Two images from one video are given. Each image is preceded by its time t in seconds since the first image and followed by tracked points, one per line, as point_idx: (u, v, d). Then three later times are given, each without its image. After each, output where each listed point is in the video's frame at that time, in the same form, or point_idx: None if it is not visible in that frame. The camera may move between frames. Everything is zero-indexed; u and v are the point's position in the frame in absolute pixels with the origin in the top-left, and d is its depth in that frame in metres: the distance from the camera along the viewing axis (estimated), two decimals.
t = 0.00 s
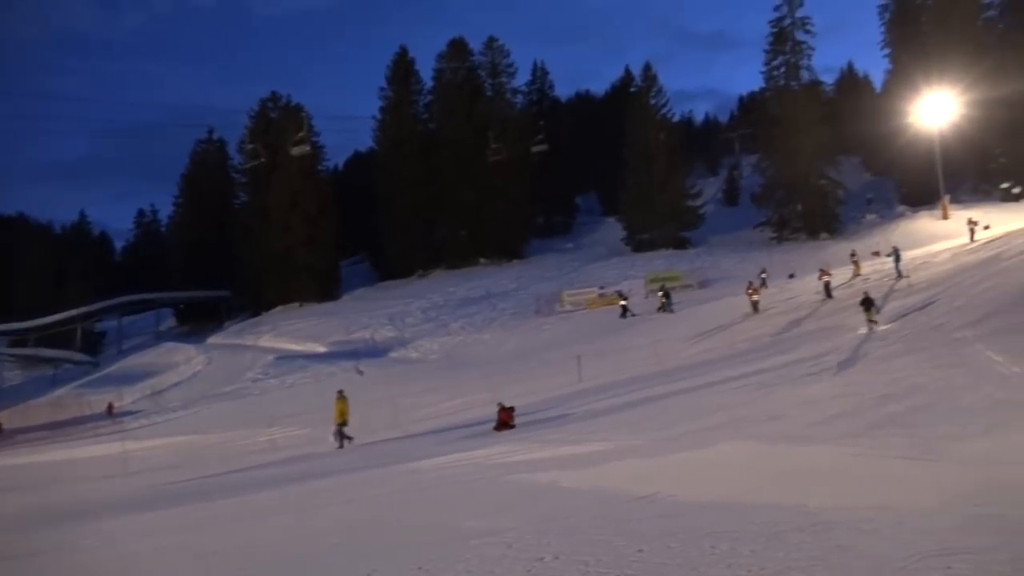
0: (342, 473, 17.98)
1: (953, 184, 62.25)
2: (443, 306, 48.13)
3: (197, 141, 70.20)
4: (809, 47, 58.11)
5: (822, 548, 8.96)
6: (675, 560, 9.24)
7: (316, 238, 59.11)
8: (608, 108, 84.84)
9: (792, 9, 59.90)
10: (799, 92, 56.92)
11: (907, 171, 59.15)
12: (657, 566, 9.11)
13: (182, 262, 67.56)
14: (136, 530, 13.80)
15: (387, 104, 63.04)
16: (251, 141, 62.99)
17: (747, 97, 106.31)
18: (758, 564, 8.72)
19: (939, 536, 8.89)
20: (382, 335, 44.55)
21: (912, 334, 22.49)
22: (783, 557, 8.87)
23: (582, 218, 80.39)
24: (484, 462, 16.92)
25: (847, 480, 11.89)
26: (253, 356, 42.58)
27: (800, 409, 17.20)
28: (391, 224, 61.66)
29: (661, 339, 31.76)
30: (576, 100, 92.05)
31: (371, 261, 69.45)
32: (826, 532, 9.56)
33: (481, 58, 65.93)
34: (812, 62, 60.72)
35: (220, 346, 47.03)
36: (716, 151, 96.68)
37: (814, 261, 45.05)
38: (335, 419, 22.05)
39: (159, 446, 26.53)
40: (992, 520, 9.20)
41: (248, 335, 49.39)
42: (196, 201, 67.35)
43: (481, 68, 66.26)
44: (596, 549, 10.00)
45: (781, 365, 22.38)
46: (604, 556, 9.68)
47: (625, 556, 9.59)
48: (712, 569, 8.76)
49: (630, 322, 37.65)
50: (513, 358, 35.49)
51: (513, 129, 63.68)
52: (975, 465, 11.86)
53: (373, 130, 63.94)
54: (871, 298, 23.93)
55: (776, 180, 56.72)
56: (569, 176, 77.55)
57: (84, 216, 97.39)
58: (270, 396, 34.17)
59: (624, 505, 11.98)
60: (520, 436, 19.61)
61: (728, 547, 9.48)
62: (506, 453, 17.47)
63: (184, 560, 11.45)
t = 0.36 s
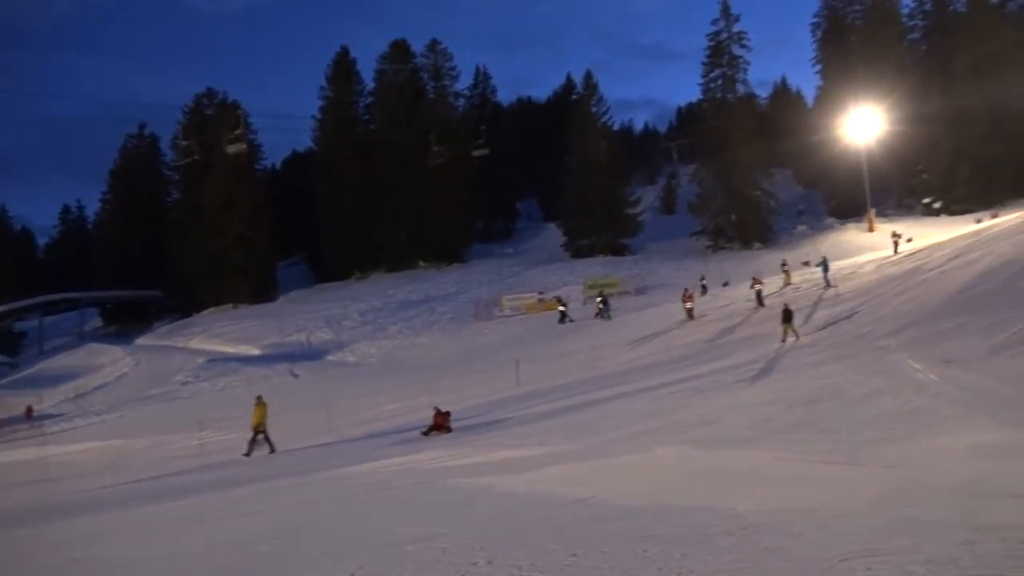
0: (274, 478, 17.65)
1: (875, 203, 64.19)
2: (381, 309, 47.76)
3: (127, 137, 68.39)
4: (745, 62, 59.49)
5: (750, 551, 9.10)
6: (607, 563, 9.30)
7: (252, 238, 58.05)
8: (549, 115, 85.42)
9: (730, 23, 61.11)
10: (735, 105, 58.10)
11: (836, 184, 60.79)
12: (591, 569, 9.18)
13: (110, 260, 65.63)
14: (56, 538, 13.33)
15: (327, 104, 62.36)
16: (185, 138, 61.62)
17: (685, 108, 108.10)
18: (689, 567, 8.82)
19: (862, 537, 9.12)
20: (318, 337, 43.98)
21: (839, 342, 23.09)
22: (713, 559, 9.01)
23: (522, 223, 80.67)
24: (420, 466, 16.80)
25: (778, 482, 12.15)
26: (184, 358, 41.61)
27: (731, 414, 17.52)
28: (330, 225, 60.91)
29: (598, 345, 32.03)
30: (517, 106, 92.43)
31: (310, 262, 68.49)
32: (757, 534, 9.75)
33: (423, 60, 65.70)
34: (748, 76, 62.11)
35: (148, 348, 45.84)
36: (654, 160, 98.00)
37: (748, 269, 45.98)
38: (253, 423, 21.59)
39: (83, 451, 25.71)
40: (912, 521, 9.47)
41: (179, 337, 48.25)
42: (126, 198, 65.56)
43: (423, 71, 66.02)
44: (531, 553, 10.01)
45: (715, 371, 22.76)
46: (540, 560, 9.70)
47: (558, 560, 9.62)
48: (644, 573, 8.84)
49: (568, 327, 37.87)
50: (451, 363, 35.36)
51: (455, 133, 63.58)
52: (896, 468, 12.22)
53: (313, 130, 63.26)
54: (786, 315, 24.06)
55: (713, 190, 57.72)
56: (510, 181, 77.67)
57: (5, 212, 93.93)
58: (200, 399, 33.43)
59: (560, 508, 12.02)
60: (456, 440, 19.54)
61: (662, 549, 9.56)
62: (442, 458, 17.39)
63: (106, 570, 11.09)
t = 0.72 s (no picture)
0: (207, 483, 17.28)
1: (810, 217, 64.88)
2: (322, 311, 47.21)
3: (61, 129, 66.59)
4: (690, 75, 60.70)
5: (684, 555, 9.22)
6: (547, 568, 9.32)
7: (190, 235, 56.85)
8: (497, 121, 85.71)
9: (676, 36, 62.09)
10: (679, 116, 59.41)
11: (775, 197, 61.99)
12: None
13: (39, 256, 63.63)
14: None
15: (271, 102, 61.63)
16: (121, 132, 60.23)
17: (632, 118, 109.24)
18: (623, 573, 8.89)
19: (793, 542, 9.30)
20: (257, 340, 43.27)
21: (776, 351, 23.55)
22: (648, 565, 9.09)
23: (468, 228, 80.56)
24: (358, 472, 16.62)
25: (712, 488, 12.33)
26: (116, 358, 40.55)
27: (670, 422, 17.73)
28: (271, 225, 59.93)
29: (541, 351, 32.14)
30: (465, 111, 92.60)
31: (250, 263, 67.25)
32: (690, 539, 9.86)
33: (370, 62, 65.35)
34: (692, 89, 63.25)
35: (78, 347, 44.55)
36: (600, 169, 98.73)
37: (689, 278, 46.63)
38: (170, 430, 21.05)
39: (5, 454, 24.86)
40: (841, 527, 9.69)
41: (111, 337, 47.01)
42: (58, 192, 63.73)
43: (370, 72, 65.69)
44: (466, 559, 9.96)
45: (654, 378, 23.01)
46: (475, 566, 9.67)
47: (495, 566, 9.61)
48: None
49: (511, 333, 37.92)
50: (393, 367, 35.09)
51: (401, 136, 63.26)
52: (827, 474, 12.50)
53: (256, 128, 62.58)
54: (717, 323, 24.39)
55: (656, 200, 58.39)
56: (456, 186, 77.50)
57: None
58: (132, 401, 32.61)
59: (498, 513, 12.01)
60: (395, 445, 19.38)
61: (597, 555, 9.61)
62: (381, 463, 17.22)
63: None
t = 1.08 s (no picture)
0: (143, 491, 16.90)
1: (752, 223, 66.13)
2: (266, 314, 46.57)
3: None
4: (637, 82, 61.53)
5: (627, 559, 9.32)
6: (490, 573, 9.34)
7: (129, 236, 55.60)
8: (445, 124, 85.68)
9: (623, 44, 62.85)
10: (626, 122, 60.24)
11: (719, 204, 62.91)
12: None
13: None
14: None
15: (214, 100, 60.53)
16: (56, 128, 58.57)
17: (580, 124, 109.97)
18: None
19: (732, 544, 9.47)
20: (198, 343, 42.49)
21: (718, 355, 23.96)
22: (592, 568, 9.17)
23: (415, 231, 80.26)
24: (301, 477, 16.43)
25: (656, 491, 12.50)
26: (49, 362, 39.44)
27: (614, 425, 17.91)
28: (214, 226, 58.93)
29: (487, 355, 32.17)
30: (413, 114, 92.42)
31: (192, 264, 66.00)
32: (634, 541, 9.98)
33: (317, 61, 64.60)
34: (638, 97, 64.13)
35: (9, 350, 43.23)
36: (548, 173, 99.29)
37: (635, 283, 47.15)
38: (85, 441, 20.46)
39: None
40: (779, 528, 9.90)
41: (44, 339, 45.72)
42: None
43: (317, 72, 64.95)
44: (411, 565, 9.93)
45: (599, 382, 23.22)
46: (419, 571, 9.65)
47: (440, 571, 9.61)
48: None
49: (458, 337, 37.89)
50: (337, 371, 34.77)
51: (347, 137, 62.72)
52: (765, 476, 12.78)
53: (199, 125, 61.18)
54: (654, 332, 24.49)
55: (603, 205, 58.91)
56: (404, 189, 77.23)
57: None
58: (66, 406, 31.75)
59: (444, 518, 12.00)
60: (338, 450, 19.20)
61: (542, 559, 9.67)
62: (324, 469, 17.05)
63: None
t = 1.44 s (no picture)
0: (75, 498, 16.48)
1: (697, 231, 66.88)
2: (208, 316, 45.79)
3: None
4: (585, 88, 62.01)
5: (571, 561, 9.41)
6: None
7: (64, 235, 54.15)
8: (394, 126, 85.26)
9: (572, 49, 63.27)
10: (574, 128, 60.69)
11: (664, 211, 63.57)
12: None
13: None
14: None
15: (155, 97, 59.37)
16: None
17: (529, 128, 110.26)
18: None
19: (674, 545, 9.59)
20: (136, 346, 41.58)
21: (663, 359, 24.25)
22: (536, 570, 9.23)
23: (362, 233, 79.64)
24: (241, 483, 16.20)
25: (601, 493, 12.64)
26: None
27: (560, 428, 18.00)
28: (154, 225, 57.70)
29: (434, 359, 32.04)
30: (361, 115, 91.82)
31: (130, 265, 64.49)
32: (578, 544, 10.06)
33: (262, 59, 63.81)
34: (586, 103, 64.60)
35: None
36: (497, 177, 99.39)
37: (583, 287, 47.47)
38: None
39: None
40: (720, 528, 10.09)
41: None
42: None
43: (262, 70, 64.13)
44: (354, 570, 9.87)
45: (546, 385, 23.31)
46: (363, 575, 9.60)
47: None
48: None
49: (405, 340, 37.72)
50: (281, 374, 34.31)
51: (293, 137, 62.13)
52: (708, 478, 12.98)
53: (139, 122, 59.83)
54: (590, 340, 24.41)
55: (551, 209, 59.23)
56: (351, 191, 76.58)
57: None
58: None
59: (386, 523, 11.92)
60: (280, 456, 18.95)
61: (487, 563, 9.68)
62: (266, 474, 16.85)
63: None
